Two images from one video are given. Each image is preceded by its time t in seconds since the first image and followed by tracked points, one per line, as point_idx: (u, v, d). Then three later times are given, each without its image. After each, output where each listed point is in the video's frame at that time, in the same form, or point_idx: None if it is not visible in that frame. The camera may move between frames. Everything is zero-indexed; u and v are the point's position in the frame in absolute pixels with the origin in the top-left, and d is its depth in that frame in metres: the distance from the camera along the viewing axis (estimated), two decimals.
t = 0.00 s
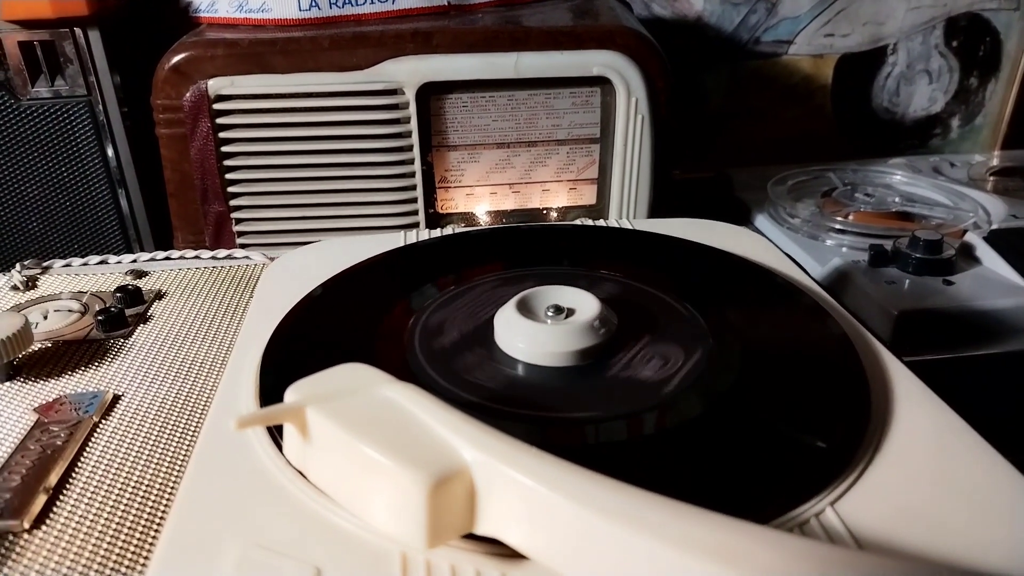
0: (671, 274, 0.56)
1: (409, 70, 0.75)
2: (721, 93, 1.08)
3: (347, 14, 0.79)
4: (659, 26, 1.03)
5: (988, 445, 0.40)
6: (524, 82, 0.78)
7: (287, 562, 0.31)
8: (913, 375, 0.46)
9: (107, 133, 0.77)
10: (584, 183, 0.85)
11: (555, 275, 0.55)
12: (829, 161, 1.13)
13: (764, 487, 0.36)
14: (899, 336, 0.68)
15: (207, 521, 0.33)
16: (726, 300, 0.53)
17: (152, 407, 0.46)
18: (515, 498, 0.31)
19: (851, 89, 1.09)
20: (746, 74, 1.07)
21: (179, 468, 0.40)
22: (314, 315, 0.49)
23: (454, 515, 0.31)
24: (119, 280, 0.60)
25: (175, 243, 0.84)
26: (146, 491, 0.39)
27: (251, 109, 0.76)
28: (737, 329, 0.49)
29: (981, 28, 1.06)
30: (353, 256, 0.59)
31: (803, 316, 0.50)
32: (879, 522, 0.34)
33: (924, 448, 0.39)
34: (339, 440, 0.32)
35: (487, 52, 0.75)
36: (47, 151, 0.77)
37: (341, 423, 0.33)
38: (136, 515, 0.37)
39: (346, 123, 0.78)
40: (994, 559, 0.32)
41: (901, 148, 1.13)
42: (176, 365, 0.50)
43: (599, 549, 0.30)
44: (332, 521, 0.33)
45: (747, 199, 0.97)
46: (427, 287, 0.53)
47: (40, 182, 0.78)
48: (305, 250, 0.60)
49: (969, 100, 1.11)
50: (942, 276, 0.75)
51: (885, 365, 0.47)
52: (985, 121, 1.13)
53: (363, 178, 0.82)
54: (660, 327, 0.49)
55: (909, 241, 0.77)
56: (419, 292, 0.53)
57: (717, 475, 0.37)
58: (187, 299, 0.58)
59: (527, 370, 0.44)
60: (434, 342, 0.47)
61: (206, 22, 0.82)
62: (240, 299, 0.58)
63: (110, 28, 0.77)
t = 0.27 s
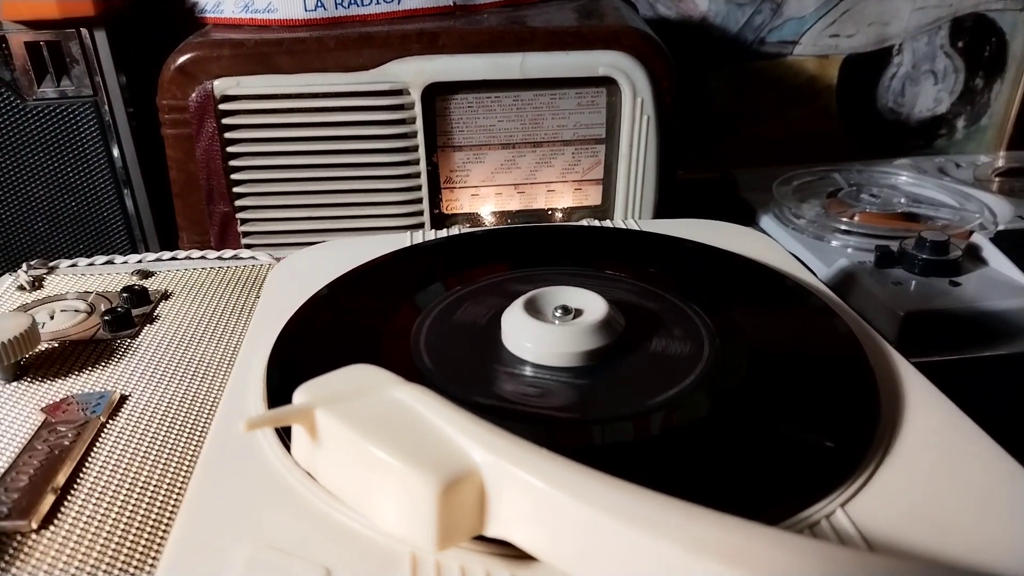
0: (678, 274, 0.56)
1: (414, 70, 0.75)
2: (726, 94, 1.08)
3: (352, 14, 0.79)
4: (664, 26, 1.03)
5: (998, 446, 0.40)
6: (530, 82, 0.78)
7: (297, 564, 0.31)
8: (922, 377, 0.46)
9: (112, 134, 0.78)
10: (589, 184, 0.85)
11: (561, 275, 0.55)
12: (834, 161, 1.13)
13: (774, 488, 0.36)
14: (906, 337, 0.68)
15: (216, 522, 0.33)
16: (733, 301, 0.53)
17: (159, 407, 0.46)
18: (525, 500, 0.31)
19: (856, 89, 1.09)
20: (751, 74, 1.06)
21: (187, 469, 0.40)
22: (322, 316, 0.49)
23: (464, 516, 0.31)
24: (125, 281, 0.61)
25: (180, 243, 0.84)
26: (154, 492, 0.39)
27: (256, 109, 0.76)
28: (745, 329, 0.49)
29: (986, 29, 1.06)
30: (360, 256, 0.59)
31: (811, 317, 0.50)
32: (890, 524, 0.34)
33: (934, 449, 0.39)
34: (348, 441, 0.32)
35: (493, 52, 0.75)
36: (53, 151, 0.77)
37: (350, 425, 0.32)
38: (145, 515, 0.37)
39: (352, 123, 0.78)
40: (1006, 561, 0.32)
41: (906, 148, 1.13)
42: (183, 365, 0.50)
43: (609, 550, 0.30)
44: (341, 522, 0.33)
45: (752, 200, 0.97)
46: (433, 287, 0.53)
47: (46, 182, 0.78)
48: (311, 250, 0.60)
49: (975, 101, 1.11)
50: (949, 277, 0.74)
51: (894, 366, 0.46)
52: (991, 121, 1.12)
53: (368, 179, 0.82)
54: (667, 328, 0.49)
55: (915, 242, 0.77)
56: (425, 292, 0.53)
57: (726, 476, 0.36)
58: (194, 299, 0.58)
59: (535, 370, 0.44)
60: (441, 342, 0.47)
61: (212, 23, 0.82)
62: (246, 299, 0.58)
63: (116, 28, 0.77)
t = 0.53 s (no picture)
0: (679, 273, 0.56)
1: (414, 69, 0.75)
2: (726, 92, 1.07)
3: (352, 13, 0.79)
4: (664, 25, 1.03)
5: (1000, 444, 0.40)
6: (530, 81, 0.77)
7: (298, 562, 0.31)
8: (923, 374, 0.45)
9: (112, 133, 0.77)
10: (589, 183, 0.84)
11: (562, 274, 0.55)
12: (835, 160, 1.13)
13: (777, 485, 0.36)
14: (907, 335, 0.68)
15: (217, 521, 0.33)
16: (734, 299, 0.53)
17: (159, 406, 0.46)
18: (527, 497, 0.31)
19: (856, 88, 1.09)
20: (752, 73, 1.06)
21: (188, 467, 0.40)
22: (322, 315, 0.48)
23: (466, 514, 0.31)
24: (125, 280, 0.60)
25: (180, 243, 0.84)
26: (155, 491, 0.39)
27: (256, 108, 0.76)
28: (746, 327, 0.49)
29: (987, 27, 1.06)
30: (360, 255, 0.59)
31: (812, 314, 0.50)
32: (893, 522, 0.34)
33: (937, 446, 0.39)
34: (350, 438, 0.32)
35: (493, 51, 0.75)
36: (53, 151, 0.77)
37: (351, 422, 0.32)
38: (145, 514, 0.37)
39: (352, 122, 0.78)
40: (1009, 559, 0.32)
41: (907, 147, 1.13)
42: (183, 364, 0.50)
43: (611, 548, 0.30)
44: (342, 521, 0.33)
45: (752, 199, 0.97)
46: (433, 286, 0.53)
47: (46, 181, 0.78)
48: (312, 249, 0.60)
49: (976, 99, 1.10)
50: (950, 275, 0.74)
51: (895, 363, 0.46)
52: (992, 120, 1.12)
53: (369, 178, 0.82)
54: (668, 326, 0.49)
55: (916, 241, 0.77)
56: (425, 291, 0.52)
57: (729, 474, 0.36)
58: (194, 298, 0.58)
59: (535, 368, 0.44)
60: (442, 340, 0.47)
61: (211, 22, 0.82)
62: (246, 298, 0.58)
63: (116, 27, 0.77)
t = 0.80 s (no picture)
0: (680, 274, 0.56)
1: (415, 71, 0.75)
2: (727, 93, 1.07)
3: (353, 15, 0.79)
4: (665, 26, 1.03)
5: (1004, 444, 0.39)
6: (531, 82, 0.77)
7: (298, 564, 0.31)
8: (926, 374, 0.45)
9: (114, 137, 0.78)
10: (591, 184, 0.84)
11: (563, 275, 0.54)
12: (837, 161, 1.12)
13: (780, 487, 0.35)
14: (910, 336, 0.68)
15: (216, 523, 0.33)
16: (736, 300, 0.52)
17: (160, 409, 0.45)
18: (528, 498, 0.31)
19: (858, 89, 1.08)
20: (753, 74, 1.06)
21: (188, 470, 0.40)
22: (323, 316, 0.48)
23: (467, 514, 0.31)
24: (126, 283, 0.60)
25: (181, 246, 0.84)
26: (155, 494, 0.39)
27: (257, 111, 0.76)
28: (748, 328, 0.49)
29: (989, 27, 1.06)
30: (361, 257, 0.59)
31: (814, 315, 0.50)
32: (897, 523, 0.34)
33: (940, 447, 0.39)
34: (350, 439, 0.32)
35: (494, 53, 0.75)
36: (54, 155, 0.77)
37: (351, 423, 0.32)
38: (144, 517, 0.37)
39: (352, 125, 0.78)
40: (1014, 560, 0.32)
41: (909, 147, 1.13)
42: (183, 367, 0.50)
43: (613, 549, 0.29)
44: (342, 522, 0.33)
45: (754, 200, 0.97)
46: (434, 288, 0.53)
47: (47, 185, 0.78)
48: (313, 251, 0.60)
49: (978, 99, 1.10)
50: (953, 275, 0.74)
51: (897, 363, 0.46)
52: (994, 120, 1.12)
53: (370, 180, 0.82)
54: (670, 326, 0.49)
55: (919, 241, 0.77)
56: (425, 293, 0.52)
57: (732, 475, 0.36)
58: (194, 301, 0.58)
59: (536, 369, 0.44)
60: (443, 342, 0.47)
61: (212, 25, 0.82)
62: (247, 300, 0.58)
63: (117, 31, 0.77)
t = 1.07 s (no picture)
0: (682, 273, 0.56)
1: (416, 71, 0.75)
2: (729, 93, 1.07)
3: (354, 15, 0.79)
4: (667, 26, 1.03)
5: (1008, 442, 0.39)
6: (532, 82, 0.77)
7: (299, 564, 0.31)
8: (929, 373, 0.45)
9: (115, 137, 0.78)
10: (592, 184, 0.84)
11: (565, 275, 0.54)
12: (839, 160, 1.12)
13: (782, 486, 0.35)
14: (913, 335, 0.68)
15: (217, 523, 0.33)
16: (738, 299, 0.52)
17: (161, 409, 0.45)
18: (530, 497, 0.31)
19: (860, 88, 1.08)
20: (755, 73, 1.06)
21: (189, 470, 0.40)
22: (325, 316, 0.48)
23: (468, 514, 0.31)
24: (128, 283, 0.60)
25: (183, 246, 0.84)
26: (156, 494, 0.39)
27: (259, 111, 0.76)
28: (750, 327, 0.49)
29: (991, 25, 1.06)
30: (362, 257, 0.59)
31: (817, 314, 0.49)
32: (900, 522, 0.34)
33: (943, 445, 0.39)
34: (351, 438, 0.32)
35: (495, 53, 0.75)
36: (56, 155, 0.77)
37: (352, 422, 0.32)
38: (146, 517, 0.37)
39: (354, 125, 0.78)
40: (1018, 559, 0.32)
41: (911, 147, 1.12)
42: (185, 367, 0.50)
43: (615, 549, 0.29)
44: (343, 522, 0.33)
45: (756, 199, 0.97)
46: (436, 288, 0.53)
47: (49, 186, 0.78)
48: (314, 251, 0.60)
49: (980, 98, 1.10)
50: (956, 274, 0.74)
51: (900, 363, 0.46)
52: (996, 118, 1.12)
53: (371, 180, 0.82)
54: (672, 326, 0.48)
55: (921, 241, 0.77)
56: (426, 293, 0.52)
57: (734, 475, 0.36)
58: (196, 302, 0.58)
59: (538, 370, 0.44)
60: (444, 342, 0.46)
61: (213, 26, 0.82)
62: (248, 301, 0.57)
63: (118, 32, 0.77)
